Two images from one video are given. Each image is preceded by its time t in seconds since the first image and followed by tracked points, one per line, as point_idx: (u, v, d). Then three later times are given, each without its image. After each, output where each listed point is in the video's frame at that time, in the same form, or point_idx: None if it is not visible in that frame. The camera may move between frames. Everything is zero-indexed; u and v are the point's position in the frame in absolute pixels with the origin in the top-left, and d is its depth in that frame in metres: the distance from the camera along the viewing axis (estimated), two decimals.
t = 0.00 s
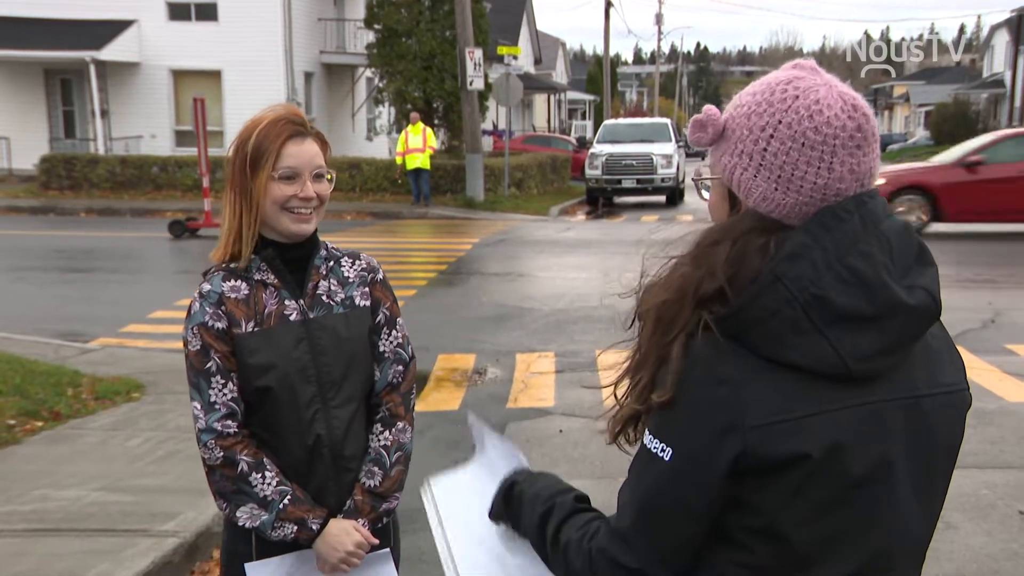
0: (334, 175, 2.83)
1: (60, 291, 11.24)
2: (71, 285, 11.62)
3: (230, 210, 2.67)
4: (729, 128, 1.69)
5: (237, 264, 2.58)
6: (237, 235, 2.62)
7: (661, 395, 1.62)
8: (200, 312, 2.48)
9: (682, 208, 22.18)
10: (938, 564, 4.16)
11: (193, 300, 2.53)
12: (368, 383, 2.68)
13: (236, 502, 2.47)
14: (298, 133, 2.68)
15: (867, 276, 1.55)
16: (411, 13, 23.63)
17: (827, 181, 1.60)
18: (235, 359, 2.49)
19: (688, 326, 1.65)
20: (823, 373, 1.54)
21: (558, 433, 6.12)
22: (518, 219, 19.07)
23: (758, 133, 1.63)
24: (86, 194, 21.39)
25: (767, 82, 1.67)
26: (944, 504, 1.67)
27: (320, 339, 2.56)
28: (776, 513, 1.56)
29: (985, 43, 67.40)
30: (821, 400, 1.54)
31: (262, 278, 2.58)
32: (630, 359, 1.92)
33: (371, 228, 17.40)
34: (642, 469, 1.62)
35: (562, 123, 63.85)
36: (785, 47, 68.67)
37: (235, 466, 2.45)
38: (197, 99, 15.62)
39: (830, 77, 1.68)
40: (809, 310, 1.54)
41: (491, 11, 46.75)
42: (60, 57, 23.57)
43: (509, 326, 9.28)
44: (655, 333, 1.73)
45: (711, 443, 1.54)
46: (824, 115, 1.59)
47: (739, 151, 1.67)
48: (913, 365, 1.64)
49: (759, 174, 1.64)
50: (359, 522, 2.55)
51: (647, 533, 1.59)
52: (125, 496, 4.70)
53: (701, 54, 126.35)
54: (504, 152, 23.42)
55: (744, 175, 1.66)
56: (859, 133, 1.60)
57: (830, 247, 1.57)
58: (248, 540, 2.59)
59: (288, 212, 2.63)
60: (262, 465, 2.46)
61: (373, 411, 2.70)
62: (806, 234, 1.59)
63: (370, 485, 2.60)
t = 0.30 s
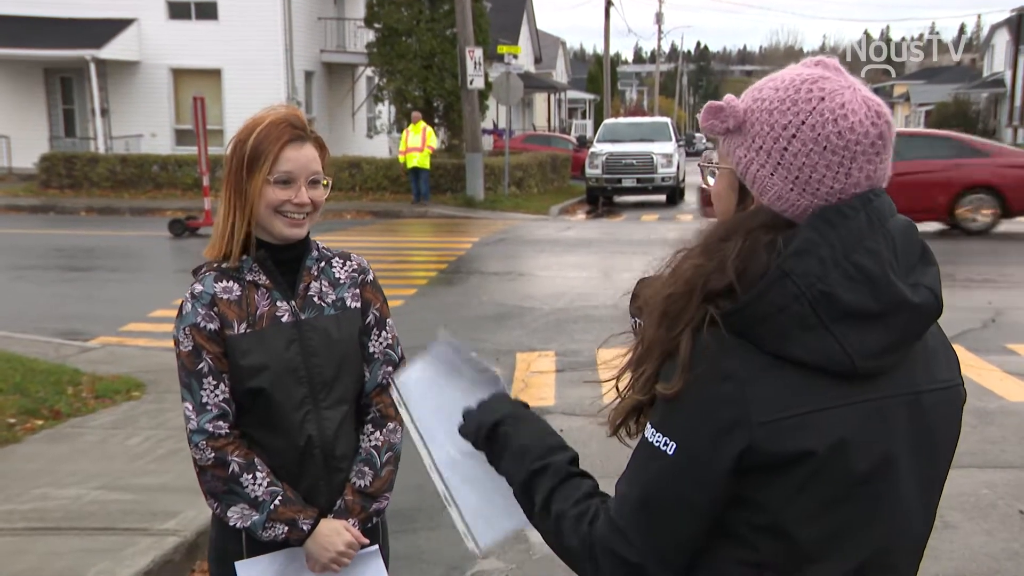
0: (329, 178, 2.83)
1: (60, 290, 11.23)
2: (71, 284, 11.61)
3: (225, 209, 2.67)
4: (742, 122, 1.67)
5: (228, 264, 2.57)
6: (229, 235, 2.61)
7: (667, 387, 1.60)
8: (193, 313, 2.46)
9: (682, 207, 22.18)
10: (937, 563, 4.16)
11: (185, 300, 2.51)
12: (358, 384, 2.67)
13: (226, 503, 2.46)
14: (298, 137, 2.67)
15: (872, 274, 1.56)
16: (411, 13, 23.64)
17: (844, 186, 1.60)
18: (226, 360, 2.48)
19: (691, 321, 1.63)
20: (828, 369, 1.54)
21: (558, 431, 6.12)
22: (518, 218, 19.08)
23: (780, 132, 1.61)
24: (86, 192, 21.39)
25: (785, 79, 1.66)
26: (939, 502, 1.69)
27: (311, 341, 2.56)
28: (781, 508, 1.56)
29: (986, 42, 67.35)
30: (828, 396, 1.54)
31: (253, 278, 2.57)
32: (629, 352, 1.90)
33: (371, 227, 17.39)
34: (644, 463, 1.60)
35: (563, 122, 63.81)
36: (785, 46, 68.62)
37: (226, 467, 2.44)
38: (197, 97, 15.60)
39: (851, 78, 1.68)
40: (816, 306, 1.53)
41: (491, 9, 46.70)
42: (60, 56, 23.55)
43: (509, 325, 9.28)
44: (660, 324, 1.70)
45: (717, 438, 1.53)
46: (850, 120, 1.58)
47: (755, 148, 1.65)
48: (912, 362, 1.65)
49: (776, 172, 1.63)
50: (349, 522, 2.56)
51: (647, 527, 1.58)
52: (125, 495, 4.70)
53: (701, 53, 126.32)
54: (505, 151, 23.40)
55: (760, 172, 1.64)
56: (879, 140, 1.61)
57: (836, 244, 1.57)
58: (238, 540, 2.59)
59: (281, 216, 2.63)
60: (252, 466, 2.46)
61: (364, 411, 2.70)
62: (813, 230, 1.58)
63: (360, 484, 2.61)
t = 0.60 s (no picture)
0: (325, 176, 2.82)
1: (60, 289, 11.23)
2: (72, 283, 11.61)
3: (221, 206, 2.66)
4: (735, 118, 1.67)
5: (227, 262, 2.57)
6: (227, 233, 2.61)
7: (669, 383, 1.58)
8: (191, 312, 2.46)
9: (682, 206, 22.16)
10: (938, 563, 4.16)
11: (182, 299, 2.50)
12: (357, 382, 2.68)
13: (226, 501, 2.45)
14: (291, 134, 2.67)
15: (865, 266, 1.56)
16: (411, 12, 23.65)
17: (841, 182, 1.61)
18: (225, 359, 2.49)
19: (690, 316, 1.62)
20: (821, 361, 1.54)
21: (558, 430, 6.13)
22: (518, 218, 19.08)
23: (774, 129, 1.61)
24: (87, 191, 21.40)
25: (780, 75, 1.65)
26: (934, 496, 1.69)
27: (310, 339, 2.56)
28: (780, 503, 1.55)
29: (985, 42, 67.34)
30: (822, 389, 1.54)
31: (251, 277, 2.57)
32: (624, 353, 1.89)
33: (371, 227, 17.39)
34: (647, 464, 1.60)
35: (563, 122, 63.78)
36: (785, 46, 68.59)
37: (226, 466, 2.44)
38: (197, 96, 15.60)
39: (842, 77, 1.69)
40: (810, 300, 1.53)
41: (491, 9, 46.69)
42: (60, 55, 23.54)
43: (510, 325, 9.29)
44: (658, 321, 1.69)
45: (718, 434, 1.53)
46: (845, 117, 1.60)
47: (751, 144, 1.65)
48: (902, 354, 1.65)
49: (770, 169, 1.63)
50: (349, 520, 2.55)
51: (651, 528, 1.57)
52: (125, 494, 4.70)
53: (702, 52, 126.30)
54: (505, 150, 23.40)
55: (756, 167, 1.64)
56: (873, 138, 1.62)
57: (828, 237, 1.57)
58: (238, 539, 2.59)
59: (277, 212, 2.63)
60: (252, 464, 2.45)
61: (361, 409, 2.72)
62: (806, 224, 1.58)
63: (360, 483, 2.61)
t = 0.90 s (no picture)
0: (319, 177, 2.83)
1: (57, 289, 11.21)
2: (68, 283, 11.59)
3: (216, 208, 2.65)
4: (702, 128, 1.70)
5: (221, 262, 2.56)
6: (223, 235, 2.61)
7: (669, 384, 1.57)
8: (185, 313, 2.46)
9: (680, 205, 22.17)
10: (934, 562, 4.16)
11: (177, 299, 2.51)
12: (353, 379, 2.69)
13: (224, 500, 2.45)
14: (287, 135, 2.67)
15: (853, 260, 1.56)
16: (408, 11, 23.63)
17: (811, 174, 1.61)
18: (221, 359, 2.48)
19: (682, 318, 1.62)
20: (816, 355, 1.54)
21: (556, 430, 6.13)
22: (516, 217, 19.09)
23: (741, 130, 1.63)
24: (84, 191, 21.38)
25: (742, 81, 1.67)
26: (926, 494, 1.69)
27: (306, 338, 2.56)
28: (779, 501, 1.55)
29: (983, 41, 67.42)
30: (817, 383, 1.54)
31: (246, 276, 2.57)
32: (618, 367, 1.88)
33: (368, 225, 17.39)
34: (652, 467, 1.56)
35: (562, 120, 63.73)
36: (782, 45, 68.63)
37: (224, 465, 2.44)
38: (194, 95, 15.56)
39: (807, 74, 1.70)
40: (801, 295, 1.54)
41: (488, 8, 46.66)
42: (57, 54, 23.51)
43: (507, 323, 9.30)
44: (651, 327, 1.68)
45: (717, 431, 1.51)
46: (807, 109, 1.60)
47: (721, 148, 1.66)
48: (893, 349, 1.66)
49: (744, 168, 1.63)
50: (348, 517, 2.53)
51: (662, 533, 1.54)
52: (122, 494, 4.69)
53: (699, 51, 126.33)
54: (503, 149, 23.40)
55: (729, 169, 1.65)
56: (838, 127, 1.63)
57: (814, 232, 1.58)
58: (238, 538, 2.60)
59: (270, 214, 2.63)
60: (250, 463, 2.45)
61: (358, 407, 2.72)
62: (792, 219, 1.59)
63: (357, 480, 2.60)
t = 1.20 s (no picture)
0: (315, 176, 2.82)
1: (56, 289, 11.20)
2: (67, 282, 11.58)
3: (213, 206, 2.66)
4: (697, 129, 1.71)
5: (217, 262, 2.57)
6: (220, 234, 2.62)
7: (664, 386, 1.57)
8: (181, 310, 2.46)
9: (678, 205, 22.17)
10: (932, 561, 4.17)
11: (173, 297, 2.50)
12: (348, 377, 2.69)
13: (219, 498, 2.46)
14: (281, 134, 2.67)
15: (852, 260, 1.56)
16: (406, 10, 23.61)
17: (799, 177, 1.60)
18: (216, 357, 2.48)
19: (676, 319, 1.62)
20: (813, 355, 1.54)
21: (554, 429, 6.13)
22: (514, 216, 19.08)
23: (731, 133, 1.63)
24: (82, 191, 21.37)
25: (736, 83, 1.67)
26: (924, 494, 1.69)
27: (302, 336, 2.56)
28: (774, 501, 1.55)
29: (980, 40, 67.49)
30: (816, 382, 1.54)
31: (242, 275, 2.57)
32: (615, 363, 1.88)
33: (366, 224, 17.39)
34: (646, 463, 1.57)
35: (560, 120, 63.72)
36: (781, 45, 68.62)
37: (218, 463, 2.44)
38: (193, 94, 15.53)
39: (802, 74, 1.68)
40: (799, 295, 1.54)
41: (486, 7, 46.64)
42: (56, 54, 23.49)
43: (506, 323, 9.30)
44: (645, 330, 1.68)
45: (712, 429, 1.52)
46: (794, 112, 1.59)
47: (713, 152, 1.67)
48: (892, 348, 1.66)
49: (732, 172, 1.64)
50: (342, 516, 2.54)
51: (654, 531, 1.54)
52: (120, 493, 4.69)
53: (698, 50, 126.33)
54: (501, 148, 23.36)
55: (720, 172, 1.66)
56: (829, 129, 1.61)
57: (814, 232, 1.58)
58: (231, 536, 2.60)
59: (266, 213, 2.63)
60: (244, 461, 2.45)
61: (354, 405, 2.72)
62: (789, 220, 1.59)
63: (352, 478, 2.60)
